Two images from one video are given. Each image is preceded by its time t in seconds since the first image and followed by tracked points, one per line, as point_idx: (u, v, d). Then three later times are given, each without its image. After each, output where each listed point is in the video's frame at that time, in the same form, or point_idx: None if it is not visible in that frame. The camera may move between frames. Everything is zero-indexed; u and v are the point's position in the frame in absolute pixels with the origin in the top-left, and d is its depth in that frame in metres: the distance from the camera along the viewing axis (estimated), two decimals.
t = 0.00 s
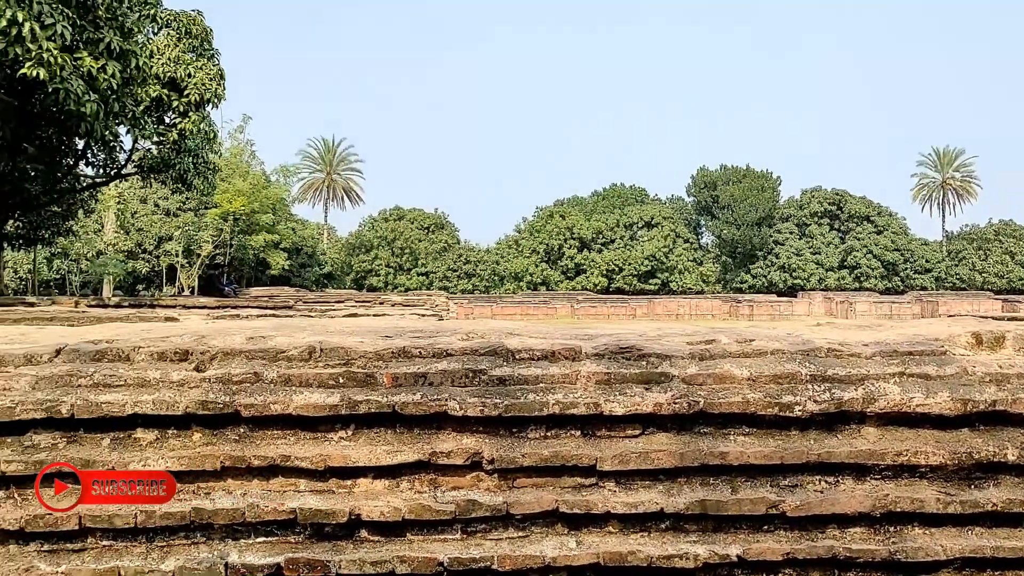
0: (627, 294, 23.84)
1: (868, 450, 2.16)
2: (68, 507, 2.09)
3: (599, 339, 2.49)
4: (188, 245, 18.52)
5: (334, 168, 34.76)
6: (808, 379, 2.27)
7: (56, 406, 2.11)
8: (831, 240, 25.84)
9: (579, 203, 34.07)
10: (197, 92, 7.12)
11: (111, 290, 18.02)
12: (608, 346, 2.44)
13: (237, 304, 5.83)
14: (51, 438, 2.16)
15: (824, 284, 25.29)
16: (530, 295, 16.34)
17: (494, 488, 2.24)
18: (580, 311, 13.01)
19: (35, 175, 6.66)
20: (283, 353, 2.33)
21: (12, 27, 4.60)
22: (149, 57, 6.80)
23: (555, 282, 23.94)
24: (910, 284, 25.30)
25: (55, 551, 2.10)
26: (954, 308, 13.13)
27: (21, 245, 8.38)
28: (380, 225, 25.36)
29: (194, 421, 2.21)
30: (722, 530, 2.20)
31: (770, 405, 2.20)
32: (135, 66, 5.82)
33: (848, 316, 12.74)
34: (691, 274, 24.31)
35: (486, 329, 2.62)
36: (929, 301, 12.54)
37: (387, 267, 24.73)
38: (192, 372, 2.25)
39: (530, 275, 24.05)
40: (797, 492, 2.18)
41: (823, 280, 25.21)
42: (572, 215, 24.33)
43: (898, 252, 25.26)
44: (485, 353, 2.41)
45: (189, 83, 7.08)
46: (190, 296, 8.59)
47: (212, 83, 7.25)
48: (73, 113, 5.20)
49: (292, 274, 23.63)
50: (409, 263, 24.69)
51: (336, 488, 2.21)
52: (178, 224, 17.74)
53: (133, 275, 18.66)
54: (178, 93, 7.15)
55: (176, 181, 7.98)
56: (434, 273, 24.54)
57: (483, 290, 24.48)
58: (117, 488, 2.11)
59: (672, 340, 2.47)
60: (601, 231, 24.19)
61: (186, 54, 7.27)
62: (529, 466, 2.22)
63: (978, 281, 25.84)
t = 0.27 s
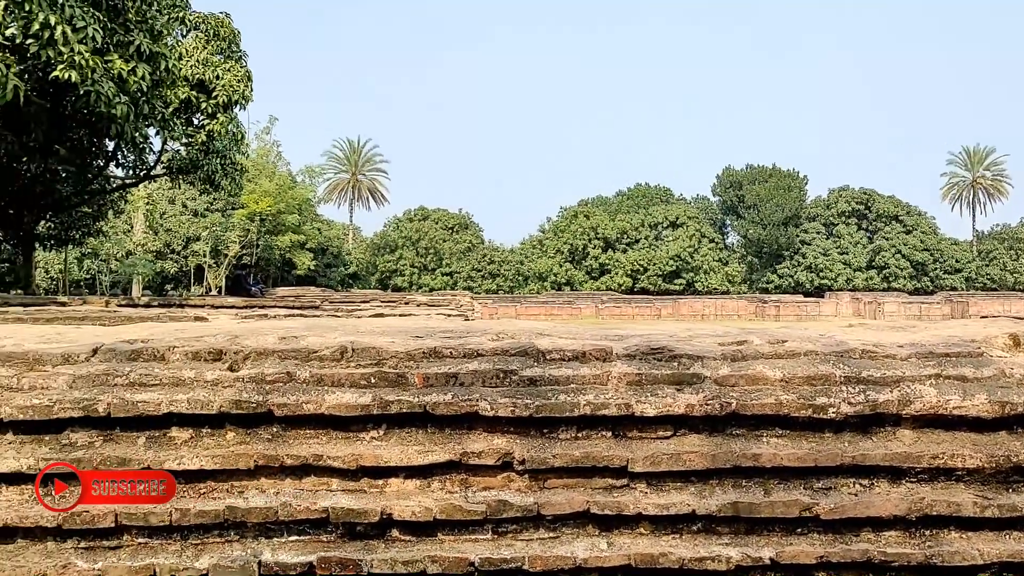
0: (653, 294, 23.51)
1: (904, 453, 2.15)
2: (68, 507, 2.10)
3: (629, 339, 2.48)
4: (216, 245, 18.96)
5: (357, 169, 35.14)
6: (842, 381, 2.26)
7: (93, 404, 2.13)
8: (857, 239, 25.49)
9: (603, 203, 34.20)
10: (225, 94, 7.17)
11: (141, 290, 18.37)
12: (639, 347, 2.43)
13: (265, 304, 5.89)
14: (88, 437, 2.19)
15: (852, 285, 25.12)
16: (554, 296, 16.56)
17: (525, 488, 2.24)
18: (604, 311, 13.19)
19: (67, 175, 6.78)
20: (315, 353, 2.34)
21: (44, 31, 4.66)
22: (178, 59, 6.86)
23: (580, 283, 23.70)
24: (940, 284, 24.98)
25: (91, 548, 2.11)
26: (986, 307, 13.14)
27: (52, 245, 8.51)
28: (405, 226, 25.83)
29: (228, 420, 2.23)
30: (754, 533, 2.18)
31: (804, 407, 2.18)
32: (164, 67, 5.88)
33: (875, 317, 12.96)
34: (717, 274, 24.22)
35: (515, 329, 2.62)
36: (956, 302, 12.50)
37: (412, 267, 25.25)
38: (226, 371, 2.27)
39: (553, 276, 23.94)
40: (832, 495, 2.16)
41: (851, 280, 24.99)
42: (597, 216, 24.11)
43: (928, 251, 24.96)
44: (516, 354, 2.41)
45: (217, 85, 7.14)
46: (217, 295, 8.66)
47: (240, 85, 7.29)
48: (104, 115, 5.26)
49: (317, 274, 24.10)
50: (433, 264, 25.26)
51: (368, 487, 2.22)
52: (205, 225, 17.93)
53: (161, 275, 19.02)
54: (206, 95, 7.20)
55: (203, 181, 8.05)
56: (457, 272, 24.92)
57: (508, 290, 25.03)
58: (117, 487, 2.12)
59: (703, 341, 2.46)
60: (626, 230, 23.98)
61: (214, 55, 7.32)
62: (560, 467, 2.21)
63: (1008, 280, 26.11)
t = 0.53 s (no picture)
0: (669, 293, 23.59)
1: (930, 454, 2.14)
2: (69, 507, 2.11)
3: (651, 339, 2.48)
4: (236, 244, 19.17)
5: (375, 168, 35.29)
6: (867, 381, 2.25)
7: (118, 403, 2.15)
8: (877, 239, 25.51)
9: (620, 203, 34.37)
10: (244, 94, 7.22)
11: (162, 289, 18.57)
12: (661, 346, 2.43)
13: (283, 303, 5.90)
14: (113, 434, 2.20)
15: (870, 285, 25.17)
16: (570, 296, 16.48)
17: (547, 487, 2.24)
18: (620, 310, 13.13)
19: (89, 176, 6.85)
20: (337, 352, 2.35)
21: (66, 32, 4.71)
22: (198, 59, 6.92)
23: (597, 282, 23.80)
24: (961, 283, 24.80)
25: (116, 545, 2.13)
26: (1007, 305, 12.96)
27: (74, 245, 8.59)
28: (421, 226, 25.46)
29: (251, 418, 2.24)
30: (778, 534, 2.17)
31: (829, 407, 2.18)
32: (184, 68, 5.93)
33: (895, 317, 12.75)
34: (735, 273, 24.32)
35: (537, 328, 2.62)
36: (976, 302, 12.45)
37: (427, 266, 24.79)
38: (249, 370, 2.28)
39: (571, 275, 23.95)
40: (856, 496, 2.15)
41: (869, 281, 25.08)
42: (613, 215, 24.25)
43: (949, 251, 24.75)
44: (538, 353, 2.41)
45: (236, 86, 7.19)
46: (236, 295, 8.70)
47: (259, 85, 7.35)
48: (126, 115, 5.30)
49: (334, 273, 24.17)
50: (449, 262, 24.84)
51: (390, 486, 2.22)
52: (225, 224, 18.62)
53: (180, 275, 19.18)
54: (225, 95, 7.25)
55: (222, 182, 8.09)
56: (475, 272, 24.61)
57: (525, 290, 25.43)
58: (116, 487, 2.12)
59: (726, 341, 2.45)
60: (643, 229, 24.20)
61: (232, 56, 7.40)
62: (582, 467, 2.21)
63: None
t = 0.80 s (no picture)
0: (680, 293, 23.61)
1: (951, 455, 2.12)
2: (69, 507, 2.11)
3: (669, 338, 2.46)
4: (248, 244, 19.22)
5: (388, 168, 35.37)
6: (888, 381, 2.24)
7: (136, 401, 2.15)
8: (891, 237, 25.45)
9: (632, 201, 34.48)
10: (258, 93, 7.25)
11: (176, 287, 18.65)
12: (679, 346, 2.41)
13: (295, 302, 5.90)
14: (131, 433, 2.20)
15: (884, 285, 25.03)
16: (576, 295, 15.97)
17: (564, 487, 2.23)
18: (632, 310, 12.97)
19: (102, 176, 6.88)
20: (355, 351, 2.34)
21: (81, 32, 4.72)
22: (212, 58, 6.97)
23: (609, 282, 23.61)
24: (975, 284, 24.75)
25: (134, 543, 2.13)
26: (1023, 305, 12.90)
27: (89, 244, 8.63)
28: (433, 224, 25.90)
29: (269, 417, 2.23)
30: (797, 535, 2.16)
31: (849, 407, 2.17)
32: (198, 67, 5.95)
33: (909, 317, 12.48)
34: (746, 273, 24.30)
35: (553, 327, 2.61)
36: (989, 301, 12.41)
37: (441, 265, 25.31)
38: (267, 369, 2.28)
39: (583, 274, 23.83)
40: (877, 497, 2.13)
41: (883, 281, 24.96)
42: (626, 214, 24.16)
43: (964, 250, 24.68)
44: (555, 352, 2.40)
45: (250, 85, 7.22)
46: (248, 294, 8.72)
47: (272, 85, 7.37)
48: (140, 114, 5.32)
49: (345, 272, 24.05)
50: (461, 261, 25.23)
51: (407, 485, 2.22)
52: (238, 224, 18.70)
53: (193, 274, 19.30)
54: (239, 94, 7.27)
55: (235, 181, 8.10)
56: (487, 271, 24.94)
57: (535, 289, 25.30)
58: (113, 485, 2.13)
59: (745, 341, 2.43)
60: (655, 228, 24.23)
61: (246, 55, 7.46)
62: (600, 467, 2.20)
63: None
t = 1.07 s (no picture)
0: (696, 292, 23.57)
1: (976, 456, 2.11)
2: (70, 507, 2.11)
3: (690, 338, 2.45)
4: (264, 242, 19.33)
5: (402, 167, 35.46)
6: (912, 381, 2.22)
7: (157, 399, 2.15)
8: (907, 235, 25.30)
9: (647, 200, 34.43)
10: (274, 92, 7.24)
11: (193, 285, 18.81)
12: (700, 345, 2.40)
13: (312, 300, 5.91)
14: (152, 430, 2.21)
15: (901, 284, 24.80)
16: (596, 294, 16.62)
17: (584, 487, 2.22)
18: (647, 307, 13.00)
19: (120, 174, 6.87)
20: (374, 349, 2.34)
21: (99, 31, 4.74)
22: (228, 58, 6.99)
23: (623, 280, 23.70)
24: (994, 283, 24.57)
25: (156, 540, 2.13)
26: None
27: (106, 242, 8.68)
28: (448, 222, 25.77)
29: (289, 415, 2.24)
30: (820, 536, 2.14)
31: (873, 408, 2.16)
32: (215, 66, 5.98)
33: (927, 316, 12.24)
34: (763, 272, 24.25)
35: (573, 327, 2.60)
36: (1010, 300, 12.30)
37: (455, 263, 25.17)
38: (287, 367, 2.28)
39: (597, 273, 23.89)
40: (901, 499, 2.11)
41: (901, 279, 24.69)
42: (639, 213, 24.24)
43: (981, 249, 24.60)
44: (575, 351, 2.39)
45: (266, 83, 7.21)
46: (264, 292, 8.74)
47: (288, 83, 7.38)
48: (158, 113, 5.34)
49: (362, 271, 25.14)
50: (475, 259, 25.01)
51: (427, 484, 2.21)
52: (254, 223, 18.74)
53: (210, 272, 19.46)
54: (255, 93, 7.27)
55: (252, 179, 8.11)
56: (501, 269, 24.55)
57: (550, 287, 24.75)
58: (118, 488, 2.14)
59: (766, 340, 2.42)
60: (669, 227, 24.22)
61: (262, 54, 7.46)
62: (621, 466, 2.19)
63: None
